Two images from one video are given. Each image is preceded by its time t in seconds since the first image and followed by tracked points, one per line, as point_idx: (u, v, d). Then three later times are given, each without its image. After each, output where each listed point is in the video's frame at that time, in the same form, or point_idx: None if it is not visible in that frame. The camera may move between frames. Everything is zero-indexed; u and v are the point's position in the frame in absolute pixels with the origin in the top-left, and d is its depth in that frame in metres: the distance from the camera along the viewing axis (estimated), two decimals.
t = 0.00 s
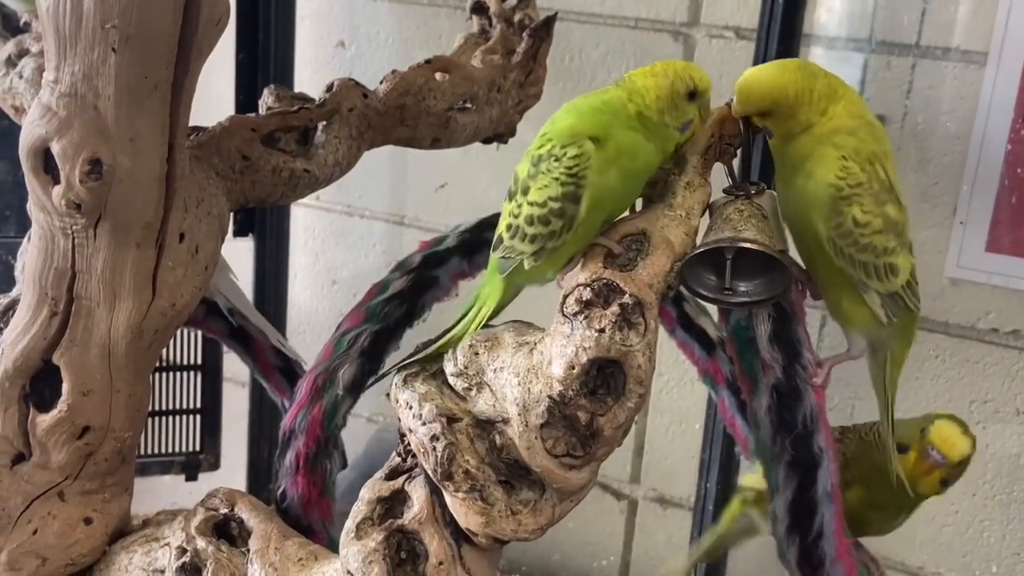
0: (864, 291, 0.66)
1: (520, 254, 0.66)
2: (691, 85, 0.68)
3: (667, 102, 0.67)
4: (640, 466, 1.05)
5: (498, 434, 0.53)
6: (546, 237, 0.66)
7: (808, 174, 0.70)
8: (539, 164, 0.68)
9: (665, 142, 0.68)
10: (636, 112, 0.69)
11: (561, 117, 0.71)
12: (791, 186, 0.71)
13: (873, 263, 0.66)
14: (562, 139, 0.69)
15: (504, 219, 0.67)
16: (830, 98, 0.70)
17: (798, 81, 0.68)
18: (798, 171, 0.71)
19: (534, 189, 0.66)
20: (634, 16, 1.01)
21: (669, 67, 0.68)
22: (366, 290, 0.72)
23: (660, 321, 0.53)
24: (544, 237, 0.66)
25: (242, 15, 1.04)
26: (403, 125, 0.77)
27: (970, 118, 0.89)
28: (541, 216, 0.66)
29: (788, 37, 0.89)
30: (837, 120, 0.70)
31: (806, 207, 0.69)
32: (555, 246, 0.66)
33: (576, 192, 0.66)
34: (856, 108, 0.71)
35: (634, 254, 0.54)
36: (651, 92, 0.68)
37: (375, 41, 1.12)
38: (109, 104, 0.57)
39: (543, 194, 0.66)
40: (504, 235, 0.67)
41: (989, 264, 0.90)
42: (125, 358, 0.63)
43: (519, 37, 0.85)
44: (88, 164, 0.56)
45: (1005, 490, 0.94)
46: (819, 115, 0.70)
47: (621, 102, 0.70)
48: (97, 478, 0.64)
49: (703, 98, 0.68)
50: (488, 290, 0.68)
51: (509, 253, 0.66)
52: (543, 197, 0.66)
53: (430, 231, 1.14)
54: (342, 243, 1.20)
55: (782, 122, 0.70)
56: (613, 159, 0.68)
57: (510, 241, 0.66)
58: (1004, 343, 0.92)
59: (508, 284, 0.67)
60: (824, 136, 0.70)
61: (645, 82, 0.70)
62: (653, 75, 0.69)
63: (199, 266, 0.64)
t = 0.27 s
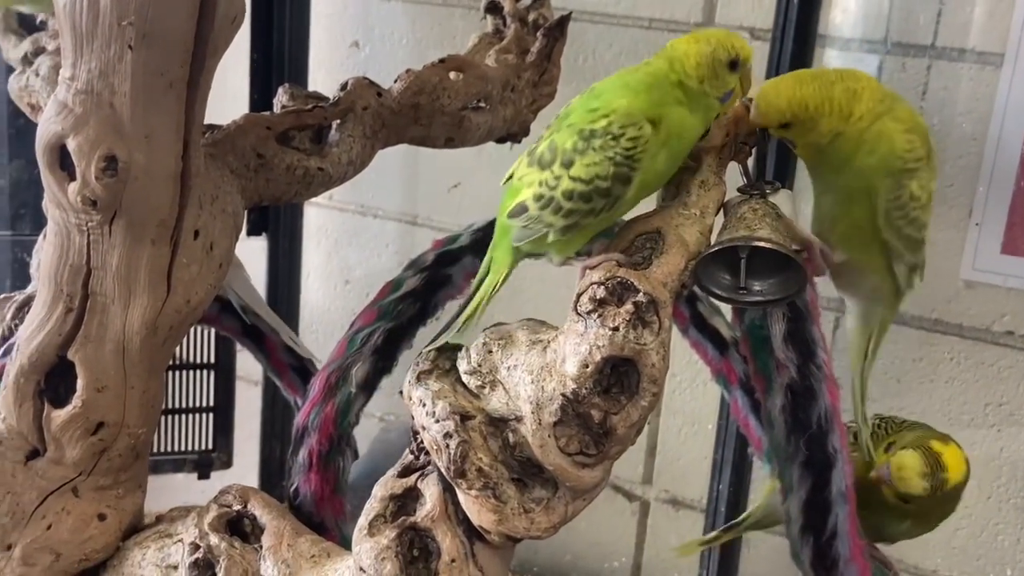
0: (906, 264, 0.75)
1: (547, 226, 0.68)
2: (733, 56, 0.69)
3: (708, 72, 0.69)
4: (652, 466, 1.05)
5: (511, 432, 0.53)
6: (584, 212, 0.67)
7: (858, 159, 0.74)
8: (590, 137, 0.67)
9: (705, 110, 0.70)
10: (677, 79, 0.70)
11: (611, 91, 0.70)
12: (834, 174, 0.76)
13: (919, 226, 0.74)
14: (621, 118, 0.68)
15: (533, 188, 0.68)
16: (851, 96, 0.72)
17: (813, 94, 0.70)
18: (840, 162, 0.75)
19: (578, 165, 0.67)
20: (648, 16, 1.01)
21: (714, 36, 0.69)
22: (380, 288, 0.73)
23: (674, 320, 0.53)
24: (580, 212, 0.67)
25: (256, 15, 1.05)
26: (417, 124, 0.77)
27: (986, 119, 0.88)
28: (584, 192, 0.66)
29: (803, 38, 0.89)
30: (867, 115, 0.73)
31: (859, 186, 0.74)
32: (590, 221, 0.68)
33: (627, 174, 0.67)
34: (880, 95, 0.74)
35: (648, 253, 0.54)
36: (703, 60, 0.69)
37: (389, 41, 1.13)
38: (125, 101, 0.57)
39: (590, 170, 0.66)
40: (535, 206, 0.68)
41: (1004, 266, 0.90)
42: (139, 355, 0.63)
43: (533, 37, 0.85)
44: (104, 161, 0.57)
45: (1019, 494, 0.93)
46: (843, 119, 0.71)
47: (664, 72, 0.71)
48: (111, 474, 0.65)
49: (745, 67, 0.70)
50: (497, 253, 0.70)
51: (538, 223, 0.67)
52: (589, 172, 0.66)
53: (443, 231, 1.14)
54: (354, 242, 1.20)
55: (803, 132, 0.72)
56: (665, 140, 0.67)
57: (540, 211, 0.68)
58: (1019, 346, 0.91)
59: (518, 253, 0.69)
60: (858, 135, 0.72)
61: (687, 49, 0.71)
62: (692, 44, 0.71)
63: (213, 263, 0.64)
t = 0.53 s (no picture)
0: (918, 257, 0.78)
1: (612, 178, 0.69)
2: None
3: (744, 10, 0.76)
4: (670, 466, 1.05)
5: (532, 426, 0.53)
6: (649, 158, 0.69)
7: (880, 156, 0.75)
8: (647, 81, 0.71)
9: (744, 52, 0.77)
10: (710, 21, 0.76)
11: (652, 40, 0.75)
12: (856, 169, 0.77)
13: (927, 214, 0.77)
14: (677, 56, 0.72)
15: (591, 142, 0.70)
16: (879, 86, 0.73)
17: (838, 82, 0.70)
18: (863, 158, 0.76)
19: (642, 108, 0.69)
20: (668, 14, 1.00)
21: None
22: (401, 282, 0.73)
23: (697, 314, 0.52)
24: (644, 159, 0.69)
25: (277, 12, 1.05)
26: (437, 120, 0.77)
27: (1010, 118, 0.88)
28: (650, 135, 0.68)
29: (825, 36, 0.88)
30: (892, 106, 0.73)
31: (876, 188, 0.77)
32: (653, 168, 0.69)
33: (691, 111, 0.69)
34: (903, 88, 0.74)
35: (670, 247, 0.54)
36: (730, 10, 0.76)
37: (409, 39, 1.13)
38: (149, 94, 0.57)
39: (653, 111, 0.69)
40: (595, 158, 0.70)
41: None
42: (161, 348, 0.63)
43: (554, 34, 0.85)
44: (128, 154, 0.57)
45: None
46: (869, 107, 0.72)
47: (694, 20, 0.77)
48: (132, 467, 0.65)
49: (784, 12, 0.77)
50: (557, 227, 0.71)
51: (601, 175, 0.69)
52: (653, 114, 0.68)
53: (463, 229, 1.14)
54: (372, 241, 1.21)
55: (830, 118, 0.71)
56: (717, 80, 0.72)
57: (602, 164, 0.69)
58: None
59: (577, 217, 0.70)
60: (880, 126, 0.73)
61: None
62: None
63: (235, 257, 0.64)
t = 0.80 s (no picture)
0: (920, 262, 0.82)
1: (651, 179, 0.63)
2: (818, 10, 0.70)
3: (798, 19, 0.69)
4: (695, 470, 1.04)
5: (565, 429, 0.53)
6: (692, 164, 0.62)
7: (907, 173, 0.74)
8: (701, 85, 0.64)
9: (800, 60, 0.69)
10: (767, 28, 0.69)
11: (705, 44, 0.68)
12: (882, 179, 0.75)
13: (942, 227, 0.79)
14: (733, 66, 0.65)
15: (632, 140, 0.64)
16: (911, 94, 0.71)
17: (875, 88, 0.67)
18: (890, 169, 0.74)
19: (692, 111, 0.62)
20: (695, 16, 0.99)
21: None
22: (432, 284, 0.73)
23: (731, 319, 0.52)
24: (687, 163, 0.62)
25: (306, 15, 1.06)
26: (467, 123, 0.78)
27: None
28: (696, 139, 0.62)
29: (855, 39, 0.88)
30: (926, 117, 0.71)
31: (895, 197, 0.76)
32: (695, 175, 0.63)
33: (742, 120, 0.61)
34: (937, 98, 0.72)
35: (704, 251, 0.54)
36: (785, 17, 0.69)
37: (436, 41, 1.13)
38: (184, 97, 0.58)
39: (702, 117, 0.62)
40: (636, 158, 0.64)
41: None
42: (194, 348, 0.64)
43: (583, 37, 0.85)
44: (163, 156, 0.58)
45: None
46: (903, 118, 0.70)
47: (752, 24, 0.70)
48: (165, 466, 0.66)
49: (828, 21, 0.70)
50: (586, 220, 0.66)
51: (641, 174, 0.63)
52: (702, 119, 0.62)
53: (489, 231, 1.14)
54: (399, 242, 1.21)
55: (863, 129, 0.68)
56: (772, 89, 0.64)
57: (642, 163, 0.63)
58: None
59: (610, 213, 0.65)
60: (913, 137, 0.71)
61: None
62: None
63: (268, 259, 0.64)
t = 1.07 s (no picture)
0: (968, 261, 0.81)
1: (692, 167, 0.63)
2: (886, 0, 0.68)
3: (861, 7, 0.68)
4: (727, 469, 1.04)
5: (605, 420, 0.53)
6: (732, 152, 0.61)
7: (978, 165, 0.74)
8: (746, 72, 0.63)
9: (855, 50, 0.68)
10: (828, 11, 0.68)
11: (756, 33, 0.68)
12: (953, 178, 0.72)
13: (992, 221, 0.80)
14: (779, 55, 0.64)
15: (674, 128, 0.64)
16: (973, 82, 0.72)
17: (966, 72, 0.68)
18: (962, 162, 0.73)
19: (734, 99, 0.62)
20: (730, 12, 0.98)
21: None
22: (468, 278, 0.74)
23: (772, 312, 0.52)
24: (728, 151, 0.62)
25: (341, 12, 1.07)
26: (504, 118, 0.78)
27: None
28: (737, 126, 0.61)
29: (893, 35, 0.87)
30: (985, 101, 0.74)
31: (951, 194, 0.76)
32: (736, 163, 0.62)
33: (785, 108, 0.61)
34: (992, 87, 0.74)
35: (744, 243, 0.53)
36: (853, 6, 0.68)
37: (469, 38, 1.13)
38: (226, 90, 0.58)
39: (744, 104, 0.62)
40: (677, 146, 0.63)
41: None
42: (233, 340, 0.64)
43: (619, 33, 0.85)
44: (205, 148, 0.58)
45: None
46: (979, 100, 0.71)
47: (810, 10, 0.69)
48: (204, 456, 0.66)
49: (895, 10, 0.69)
50: (628, 207, 0.66)
51: (681, 161, 0.62)
52: (745, 107, 0.62)
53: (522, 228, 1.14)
54: (431, 239, 1.22)
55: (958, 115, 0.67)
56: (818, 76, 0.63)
57: (683, 150, 0.63)
58: None
59: (650, 201, 0.65)
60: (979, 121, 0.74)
61: None
62: None
63: (306, 251, 0.65)
